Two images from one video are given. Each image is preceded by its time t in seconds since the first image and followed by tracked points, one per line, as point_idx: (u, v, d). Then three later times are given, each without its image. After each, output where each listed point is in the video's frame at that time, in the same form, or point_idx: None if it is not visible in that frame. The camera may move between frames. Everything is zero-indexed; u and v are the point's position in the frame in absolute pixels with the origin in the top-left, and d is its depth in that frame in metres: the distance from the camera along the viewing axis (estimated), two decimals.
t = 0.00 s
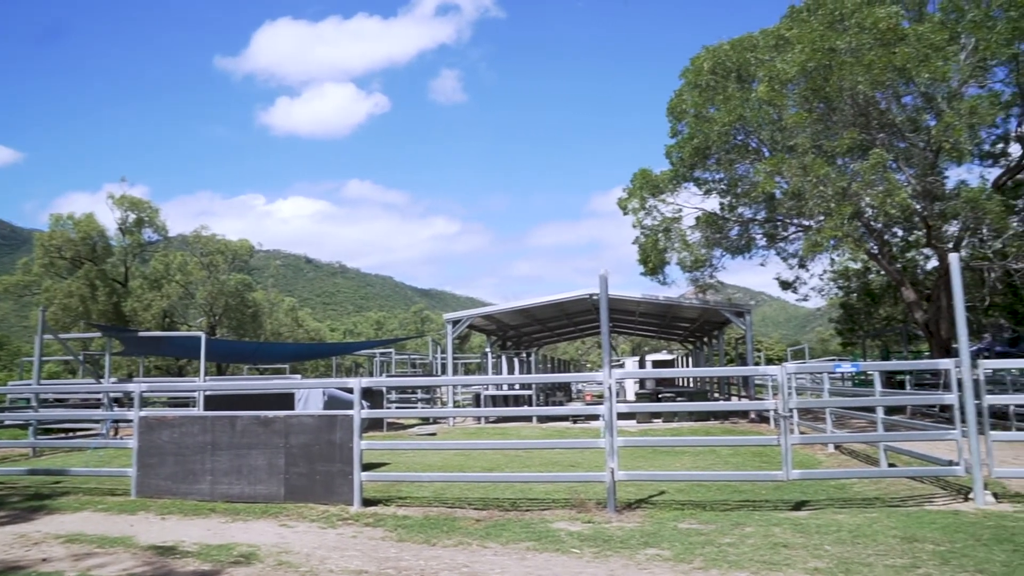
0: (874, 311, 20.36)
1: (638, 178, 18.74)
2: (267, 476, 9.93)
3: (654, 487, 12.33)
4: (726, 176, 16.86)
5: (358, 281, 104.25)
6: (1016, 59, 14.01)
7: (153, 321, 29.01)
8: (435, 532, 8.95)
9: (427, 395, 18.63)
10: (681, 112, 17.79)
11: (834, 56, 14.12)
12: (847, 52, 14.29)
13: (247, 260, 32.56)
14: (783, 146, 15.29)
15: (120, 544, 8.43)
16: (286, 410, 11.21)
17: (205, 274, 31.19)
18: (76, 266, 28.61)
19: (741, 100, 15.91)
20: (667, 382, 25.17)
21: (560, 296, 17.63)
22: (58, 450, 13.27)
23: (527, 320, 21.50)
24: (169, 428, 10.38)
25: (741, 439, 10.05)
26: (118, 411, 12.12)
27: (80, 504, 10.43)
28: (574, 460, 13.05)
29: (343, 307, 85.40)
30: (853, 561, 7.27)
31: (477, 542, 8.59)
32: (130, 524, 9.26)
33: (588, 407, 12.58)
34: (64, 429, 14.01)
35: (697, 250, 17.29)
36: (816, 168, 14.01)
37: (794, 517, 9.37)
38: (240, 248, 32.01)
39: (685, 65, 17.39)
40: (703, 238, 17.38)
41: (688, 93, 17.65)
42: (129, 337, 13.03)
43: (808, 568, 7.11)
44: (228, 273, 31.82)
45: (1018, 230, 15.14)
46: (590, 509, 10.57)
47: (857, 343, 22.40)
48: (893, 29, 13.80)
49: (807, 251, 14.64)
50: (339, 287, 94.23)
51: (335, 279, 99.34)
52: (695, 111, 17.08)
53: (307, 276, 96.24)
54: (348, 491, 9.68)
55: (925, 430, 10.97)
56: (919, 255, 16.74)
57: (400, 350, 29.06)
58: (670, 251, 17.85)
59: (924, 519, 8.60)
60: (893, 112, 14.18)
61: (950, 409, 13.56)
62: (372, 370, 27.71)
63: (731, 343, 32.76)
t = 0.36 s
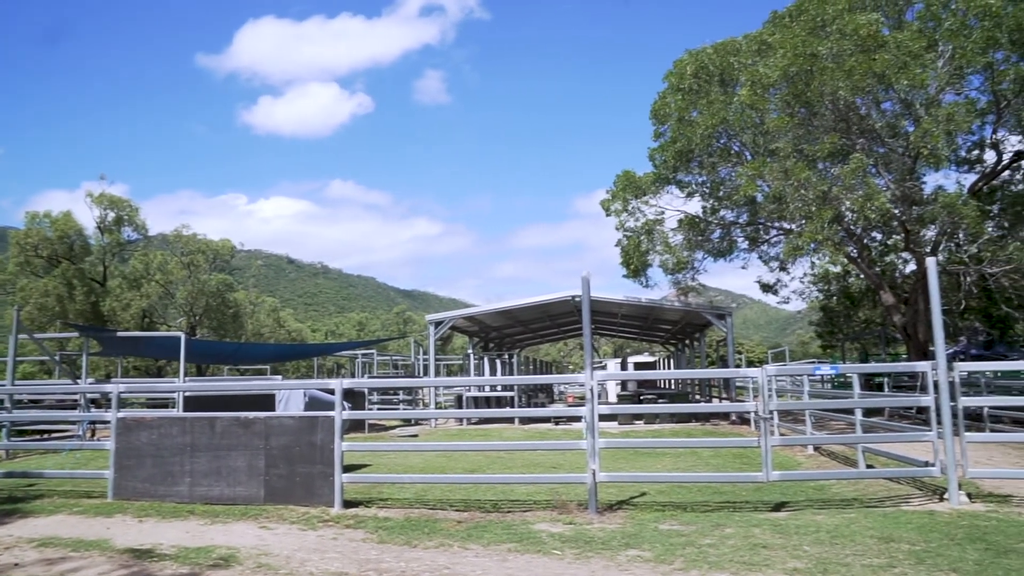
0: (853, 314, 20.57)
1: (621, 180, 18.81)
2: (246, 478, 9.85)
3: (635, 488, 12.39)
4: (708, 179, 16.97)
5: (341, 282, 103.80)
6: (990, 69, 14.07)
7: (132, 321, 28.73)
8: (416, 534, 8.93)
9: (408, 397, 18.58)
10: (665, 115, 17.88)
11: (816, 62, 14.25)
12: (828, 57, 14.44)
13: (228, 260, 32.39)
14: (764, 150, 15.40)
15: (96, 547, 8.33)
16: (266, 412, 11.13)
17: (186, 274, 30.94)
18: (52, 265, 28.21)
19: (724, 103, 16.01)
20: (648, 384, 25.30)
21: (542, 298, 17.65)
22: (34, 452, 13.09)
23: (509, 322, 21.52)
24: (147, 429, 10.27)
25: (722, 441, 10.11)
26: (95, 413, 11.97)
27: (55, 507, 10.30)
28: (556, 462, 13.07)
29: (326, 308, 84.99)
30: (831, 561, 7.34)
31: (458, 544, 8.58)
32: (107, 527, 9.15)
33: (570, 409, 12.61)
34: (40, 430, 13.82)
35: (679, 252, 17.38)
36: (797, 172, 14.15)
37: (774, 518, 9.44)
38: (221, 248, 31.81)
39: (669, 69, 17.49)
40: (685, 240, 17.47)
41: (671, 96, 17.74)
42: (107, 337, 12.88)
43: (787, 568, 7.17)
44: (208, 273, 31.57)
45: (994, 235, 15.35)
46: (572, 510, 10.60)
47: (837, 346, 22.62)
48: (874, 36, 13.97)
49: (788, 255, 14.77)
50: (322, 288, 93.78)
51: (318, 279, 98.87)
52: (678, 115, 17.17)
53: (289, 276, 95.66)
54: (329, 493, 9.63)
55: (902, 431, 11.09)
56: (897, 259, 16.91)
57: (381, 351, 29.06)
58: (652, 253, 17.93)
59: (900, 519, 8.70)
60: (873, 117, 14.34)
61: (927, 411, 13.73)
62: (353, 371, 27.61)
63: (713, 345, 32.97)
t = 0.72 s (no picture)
0: (835, 316, 20.72)
1: (606, 181, 18.87)
2: (228, 478, 9.78)
3: (618, 490, 12.43)
4: (693, 181, 17.06)
5: (327, 283, 103.44)
6: (969, 75, 14.22)
7: (113, 320, 28.22)
8: (399, 535, 8.91)
9: (392, 397, 18.53)
10: (650, 118, 17.95)
11: (800, 66, 14.38)
12: (812, 62, 14.56)
13: (211, 260, 32.31)
14: (748, 153, 15.50)
15: (74, 549, 8.24)
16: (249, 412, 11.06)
17: (169, 273, 30.67)
18: (32, 263, 28.04)
19: (709, 106, 16.09)
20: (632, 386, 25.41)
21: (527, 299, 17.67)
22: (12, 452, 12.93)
23: (494, 322, 21.52)
24: (127, 430, 10.17)
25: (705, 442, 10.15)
26: (74, 413, 11.84)
27: (33, 508, 10.17)
28: (540, 463, 13.08)
29: (310, 309, 84.63)
30: (812, 562, 7.39)
31: (441, 545, 8.56)
32: (85, 529, 9.06)
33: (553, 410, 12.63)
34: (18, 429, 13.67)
35: (663, 254, 17.44)
36: (780, 175, 14.25)
37: (756, 519, 9.49)
38: (205, 248, 31.69)
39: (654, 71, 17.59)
40: (669, 242, 17.55)
41: (657, 98, 17.82)
42: (87, 335, 12.74)
43: (768, 569, 7.21)
44: (192, 272, 31.30)
45: (973, 239, 15.54)
46: (555, 511, 10.61)
47: (819, 348, 22.81)
48: (856, 41, 14.10)
49: (771, 257, 14.88)
50: (307, 288, 93.35)
51: (302, 279, 98.43)
52: (663, 117, 17.24)
53: (273, 277, 95.25)
54: (312, 494, 9.58)
55: (882, 433, 11.18)
56: (879, 262, 17.05)
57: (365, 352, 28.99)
58: (636, 254, 17.98)
59: (880, 520, 8.77)
60: (856, 121, 14.48)
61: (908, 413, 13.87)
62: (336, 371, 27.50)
63: (696, 346, 33.22)
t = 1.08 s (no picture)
0: (814, 316, 20.91)
1: (589, 181, 18.92)
2: (207, 479, 9.71)
3: (599, 489, 12.47)
4: (675, 182, 17.14)
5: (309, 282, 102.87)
6: (946, 79, 14.39)
7: (91, 319, 27.98)
8: (380, 535, 8.88)
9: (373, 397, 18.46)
10: (632, 118, 18.02)
11: (781, 68, 14.51)
12: (793, 64, 14.70)
13: (191, 258, 32.01)
14: (730, 154, 15.59)
15: (50, 551, 8.14)
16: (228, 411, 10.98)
17: (148, 271, 30.39)
18: (7, 260, 27.58)
19: (690, 107, 16.18)
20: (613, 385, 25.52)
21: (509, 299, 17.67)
22: None
23: (476, 322, 21.52)
24: (105, 429, 10.06)
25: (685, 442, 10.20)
26: (50, 412, 11.68)
27: (8, 510, 10.03)
28: (521, 463, 13.09)
29: (292, 308, 84.10)
30: (791, 560, 7.46)
31: (422, 545, 8.55)
32: (61, 531, 8.95)
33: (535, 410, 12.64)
34: None
35: (645, 254, 17.50)
36: (762, 177, 14.35)
37: (735, 518, 9.55)
38: (186, 246, 31.41)
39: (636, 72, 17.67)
40: (651, 242, 17.63)
41: (639, 99, 17.89)
42: (64, 334, 12.58)
43: (748, 568, 7.26)
44: (171, 270, 31.05)
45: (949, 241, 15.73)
46: (536, 511, 10.63)
47: (799, 348, 23.01)
48: (837, 45, 14.24)
49: (752, 258, 14.99)
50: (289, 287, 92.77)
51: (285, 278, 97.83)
52: (646, 118, 17.30)
53: (255, 276, 94.57)
54: (292, 494, 9.53)
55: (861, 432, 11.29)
56: (858, 263, 17.22)
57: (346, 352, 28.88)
58: (619, 255, 18.03)
59: (858, 518, 8.86)
60: (835, 124, 14.62)
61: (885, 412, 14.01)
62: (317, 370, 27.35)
63: (678, 347, 33.42)
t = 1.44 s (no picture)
0: (797, 317, 21.07)
1: (573, 181, 18.95)
2: (189, 478, 9.65)
3: (583, 489, 12.49)
4: (660, 182, 17.21)
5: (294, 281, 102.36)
6: (927, 83, 14.53)
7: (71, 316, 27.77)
8: (363, 534, 8.85)
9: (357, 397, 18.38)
10: (617, 119, 18.07)
11: (766, 70, 14.61)
12: (777, 66, 14.80)
13: (174, 256, 31.84)
14: (714, 155, 15.67)
15: (28, 553, 8.05)
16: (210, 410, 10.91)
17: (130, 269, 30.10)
18: None
19: (675, 108, 16.25)
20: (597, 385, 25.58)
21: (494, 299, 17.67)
22: None
23: (460, 322, 21.53)
24: (85, 429, 9.96)
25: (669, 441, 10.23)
26: (28, 412, 11.55)
27: None
28: (505, 462, 13.09)
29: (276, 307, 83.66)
30: (773, 559, 7.51)
31: (406, 544, 8.53)
32: (39, 531, 8.86)
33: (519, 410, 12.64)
34: None
35: (629, 254, 17.56)
36: (746, 178, 14.44)
37: (718, 517, 9.61)
38: (168, 244, 31.16)
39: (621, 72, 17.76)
40: (635, 242, 17.69)
41: (624, 99, 17.94)
42: (43, 332, 12.44)
43: (730, 567, 7.31)
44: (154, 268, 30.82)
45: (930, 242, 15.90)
46: (520, 510, 10.64)
47: (782, 348, 23.17)
48: (821, 47, 14.35)
49: (735, 258, 15.07)
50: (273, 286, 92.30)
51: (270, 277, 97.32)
52: (631, 118, 17.36)
53: (240, 274, 94.02)
54: (275, 493, 9.49)
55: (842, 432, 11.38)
56: (840, 264, 17.36)
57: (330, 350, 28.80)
58: (603, 254, 18.06)
59: (839, 517, 8.94)
60: (818, 125, 14.74)
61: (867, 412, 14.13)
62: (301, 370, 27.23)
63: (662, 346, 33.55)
